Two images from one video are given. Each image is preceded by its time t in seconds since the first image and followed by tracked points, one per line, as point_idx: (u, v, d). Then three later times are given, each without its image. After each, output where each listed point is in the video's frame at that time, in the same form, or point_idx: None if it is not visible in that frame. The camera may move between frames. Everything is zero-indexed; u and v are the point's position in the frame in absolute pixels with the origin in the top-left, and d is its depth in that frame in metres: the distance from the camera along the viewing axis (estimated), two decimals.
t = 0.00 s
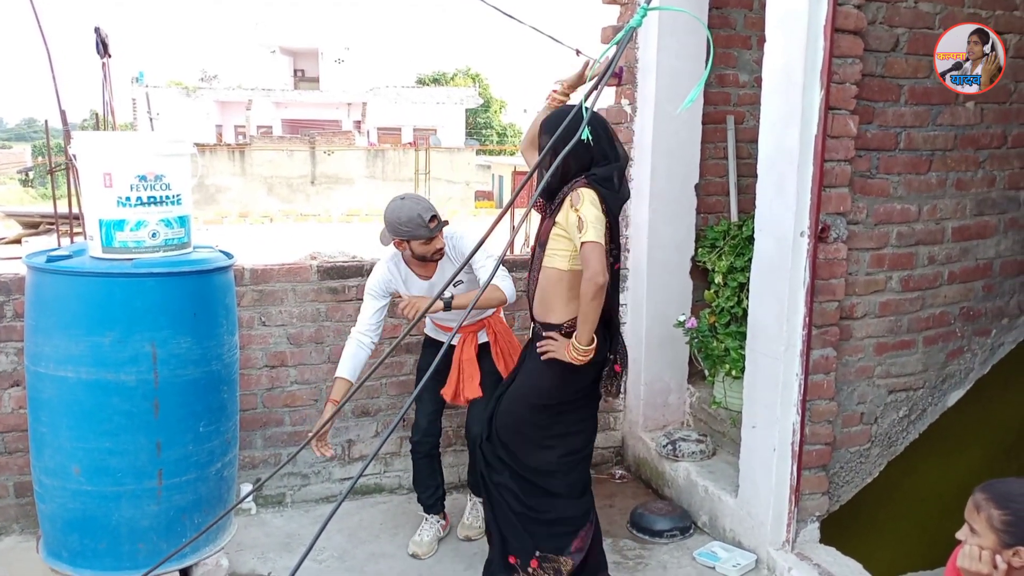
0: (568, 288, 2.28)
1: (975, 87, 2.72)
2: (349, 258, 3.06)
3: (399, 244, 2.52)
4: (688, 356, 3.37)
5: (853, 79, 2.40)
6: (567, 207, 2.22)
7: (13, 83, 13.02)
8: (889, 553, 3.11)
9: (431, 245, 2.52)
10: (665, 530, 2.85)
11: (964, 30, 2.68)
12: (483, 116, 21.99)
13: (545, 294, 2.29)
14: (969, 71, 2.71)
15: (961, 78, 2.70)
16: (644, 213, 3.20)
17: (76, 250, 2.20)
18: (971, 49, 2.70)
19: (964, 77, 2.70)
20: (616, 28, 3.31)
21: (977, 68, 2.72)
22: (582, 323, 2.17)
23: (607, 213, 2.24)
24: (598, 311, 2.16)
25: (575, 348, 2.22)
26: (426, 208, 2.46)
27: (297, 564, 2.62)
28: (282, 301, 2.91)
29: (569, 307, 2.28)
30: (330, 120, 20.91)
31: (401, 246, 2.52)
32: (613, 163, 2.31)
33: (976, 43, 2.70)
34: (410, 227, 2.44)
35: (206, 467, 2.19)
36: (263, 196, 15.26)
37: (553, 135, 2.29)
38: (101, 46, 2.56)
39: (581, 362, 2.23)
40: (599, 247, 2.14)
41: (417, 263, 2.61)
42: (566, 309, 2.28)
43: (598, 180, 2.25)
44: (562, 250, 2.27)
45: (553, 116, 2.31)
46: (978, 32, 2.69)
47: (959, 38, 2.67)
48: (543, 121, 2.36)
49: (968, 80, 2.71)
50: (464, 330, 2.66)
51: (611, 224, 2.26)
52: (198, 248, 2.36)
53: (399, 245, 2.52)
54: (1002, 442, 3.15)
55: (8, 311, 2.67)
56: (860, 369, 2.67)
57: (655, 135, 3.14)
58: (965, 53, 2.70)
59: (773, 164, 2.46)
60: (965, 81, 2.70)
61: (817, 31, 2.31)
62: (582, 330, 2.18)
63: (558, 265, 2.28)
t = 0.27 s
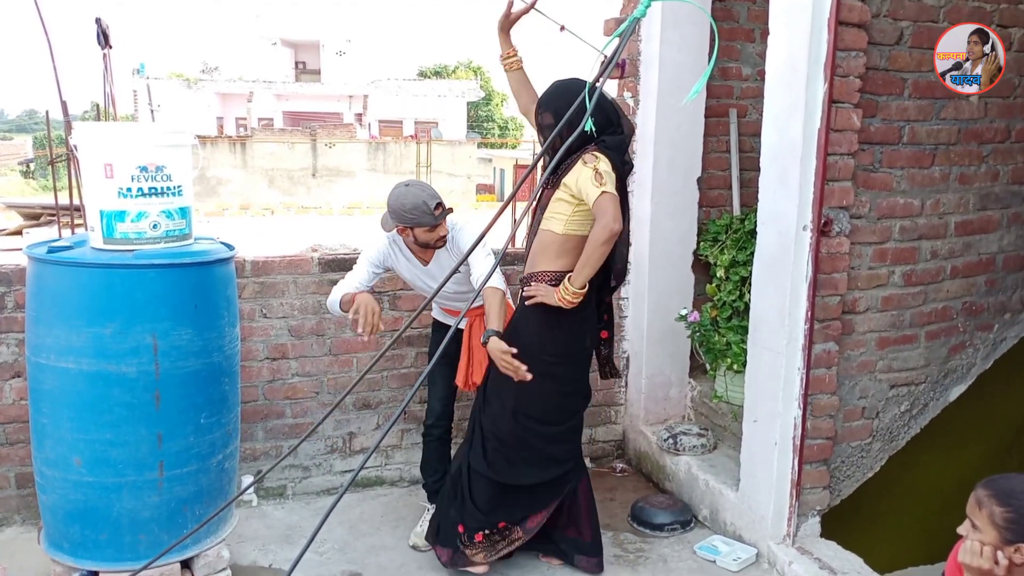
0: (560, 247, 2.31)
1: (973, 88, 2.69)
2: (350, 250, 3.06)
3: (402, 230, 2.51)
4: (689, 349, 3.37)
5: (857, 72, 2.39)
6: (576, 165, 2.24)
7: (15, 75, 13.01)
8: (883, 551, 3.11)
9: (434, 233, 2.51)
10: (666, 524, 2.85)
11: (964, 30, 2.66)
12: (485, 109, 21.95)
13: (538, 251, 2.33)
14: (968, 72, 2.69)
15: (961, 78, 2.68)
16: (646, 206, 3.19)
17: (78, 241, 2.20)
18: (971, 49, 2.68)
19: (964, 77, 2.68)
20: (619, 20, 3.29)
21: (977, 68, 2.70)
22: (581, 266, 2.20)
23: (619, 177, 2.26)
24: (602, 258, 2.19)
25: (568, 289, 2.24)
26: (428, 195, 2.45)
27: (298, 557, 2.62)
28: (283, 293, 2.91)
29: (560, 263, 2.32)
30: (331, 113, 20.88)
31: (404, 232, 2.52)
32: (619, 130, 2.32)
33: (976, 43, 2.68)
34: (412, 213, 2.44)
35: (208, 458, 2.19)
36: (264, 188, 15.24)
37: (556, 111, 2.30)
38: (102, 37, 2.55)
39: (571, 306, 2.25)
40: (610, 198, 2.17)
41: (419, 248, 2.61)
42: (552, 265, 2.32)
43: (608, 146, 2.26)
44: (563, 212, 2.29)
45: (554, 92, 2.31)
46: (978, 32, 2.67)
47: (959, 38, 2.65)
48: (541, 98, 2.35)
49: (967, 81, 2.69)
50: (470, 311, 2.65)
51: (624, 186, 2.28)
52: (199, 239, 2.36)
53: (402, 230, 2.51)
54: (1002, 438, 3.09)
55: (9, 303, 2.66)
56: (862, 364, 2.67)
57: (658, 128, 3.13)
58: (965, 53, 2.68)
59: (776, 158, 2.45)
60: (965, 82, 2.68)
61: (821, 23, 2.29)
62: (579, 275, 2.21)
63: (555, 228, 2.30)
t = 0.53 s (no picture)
0: (543, 285, 2.28)
1: (975, 86, 2.69)
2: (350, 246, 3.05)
3: (401, 220, 2.52)
4: (689, 346, 3.37)
5: (858, 69, 2.38)
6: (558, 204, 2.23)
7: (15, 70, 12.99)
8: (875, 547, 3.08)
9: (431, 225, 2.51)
10: (665, 521, 2.85)
11: (964, 30, 2.66)
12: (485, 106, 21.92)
13: (522, 288, 2.29)
14: (970, 71, 2.69)
15: (961, 78, 2.67)
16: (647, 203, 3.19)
17: (77, 236, 2.19)
18: (971, 49, 2.68)
19: (965, 77, 2.68)
20: (620, 16, 3.28)
21: (977, 69, 2.70)
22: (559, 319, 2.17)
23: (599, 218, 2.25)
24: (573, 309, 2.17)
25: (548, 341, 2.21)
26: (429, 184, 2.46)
27: (297, 552, 2.62)
28: (282, 289, 2.90)
29: (543, 303, 2.29)
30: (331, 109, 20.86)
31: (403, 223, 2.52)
32: (609, 167, 2.32)
33: (976, 43, 2.68)
34: (410, 199, 2.44)
35: (207, 454, 2.19)
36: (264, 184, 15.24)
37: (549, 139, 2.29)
38: (102, 32, 2.54)
39: (555, 360, 2.23)
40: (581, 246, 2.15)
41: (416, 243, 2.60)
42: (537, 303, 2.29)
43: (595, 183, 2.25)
44: (546, 246, 2.27)
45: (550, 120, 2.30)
46: (978, 32, 2.67)
47: (959, 38, 2.65)
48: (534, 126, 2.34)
49: (968, 80, 2.69)
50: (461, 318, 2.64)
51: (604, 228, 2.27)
52: (199, 234, 2.35)
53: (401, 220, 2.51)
54: (1000, 436, 3.08)
55: (8, 297, 2.66)
56: (862, 361, 2.66)
57: (659, 124, 3.12)
58: (965, 54, 2.68)
59: (777, 155, 2.44)
60: (966, 82, 2.68)
61: (823, 20, 2.29)
62: (555, 328, 2.19)
63: (540, 261, 2.28)
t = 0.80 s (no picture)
0: (532, 267, 2.30)
1: (975, 87, 2.71)
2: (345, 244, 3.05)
3: (385, 203, 2.54)
4: (684, 345, 3.37)
5: (854, 69, 2.38)
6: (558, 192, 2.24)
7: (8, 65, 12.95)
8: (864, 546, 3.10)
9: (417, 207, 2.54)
10: (659, 519, 2.85)
11: (965, 29, 2.67)
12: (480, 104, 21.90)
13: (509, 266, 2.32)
14: (969, 71, 2.70)
15: (961, 78, 2.68)
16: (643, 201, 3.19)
17: (71, 232, 2.19)
18: (971, 49, 2.70)
19: (965, 77, 2.70)
20: (616, 14, 3.28)
21: (977, 68, 2.71)
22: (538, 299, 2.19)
23: (600, 207, 2.28)
24: (558, 291, 2.19)
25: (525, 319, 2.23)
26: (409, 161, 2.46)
27: (291, 550, 2.62)
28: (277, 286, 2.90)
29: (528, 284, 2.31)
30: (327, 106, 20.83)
31: (387, 203, 2.53)
32: (608, 159, 2.35)
33: (976, 43, 2.69)
34: (390, 177, 2.46)
35: (200, 451, 2.18)
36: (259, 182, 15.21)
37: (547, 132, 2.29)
38: (97, 27, 2.53)
39: (527, 338, 2.24)
40: (579, 233, 2.17)
41: (403, 225, 2.61)
42: (523, 280, 2.31)
43: (595, 176, 2.27)
44: (541, 234, 2.28)
45: (545, 113, 2.31)
46: (978, 32, 2.69)
47: (959, 38, 2.66)
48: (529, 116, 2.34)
49: (968, 80, 2.70)
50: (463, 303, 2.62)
51: (604, 218, 2.30)
52: (194, 231, 2.34)
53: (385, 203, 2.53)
54: (993, 436, 3.08)
55: (1, 294, 2.65)
56: (856, 361, 2.67)
57: (655, 123, 3.12)
58: (965, 53, 2.70)
59: (772, 154, 2.45)
60: (966, 81, 2.69)
61: (819, 20, 2.29)
62: (536, 308, 2.20)
63: (532, 248, 2.29)
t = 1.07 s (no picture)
0: (533, 282, 2.31)
1: (974, 87, 2.70)
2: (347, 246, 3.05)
3: (384, 207, 2.51)
4: (685, 347, 3.37)
5: (855, 71, 2.39)
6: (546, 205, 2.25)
7: (9, 68, 12.98)
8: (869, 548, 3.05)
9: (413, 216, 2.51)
10: (661, 522, 2.85)
11: (965, 30, 2.67)
12: (481, 107, 21.91)
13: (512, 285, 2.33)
14: (969, 71, 2.70)
15: (961, 78, 2.68)
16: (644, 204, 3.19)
17: (73, 234, 2.19)
18: (971, 49, 2.69)
19: (964, 77, 2.69)
20: (617, 17, 3.28)
21: (977, 68, 2.71)
22: (558, 324, 2.19)
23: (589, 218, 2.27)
24: (574, 312, 2.18)
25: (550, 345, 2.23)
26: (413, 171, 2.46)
27: (293, 552, 2.62)
28: (279, 288, 2.90)
29: (536, 299, 2.31)
30: (328, 109, 20.85)
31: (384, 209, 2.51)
32: (593, 168, 2.35)
33: (976, 43, 2.69)
34: (391, 184, 2.45)
35: (202, 453, 2.19)
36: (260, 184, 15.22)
37: (537, 139, 2.30)
38: (99, 30, 2.54)
39: (555, 365, 2.25)
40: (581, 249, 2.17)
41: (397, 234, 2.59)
42: (532, 303, 2.31)
43: (582, 184, 2.27)
44: (537, 246, 2.29)
45: (538, 118, 2.31)
46: (978, 32, 2.68)
47: (959, 38, 2.66)
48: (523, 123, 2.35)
49: (968, 80, 2.70)
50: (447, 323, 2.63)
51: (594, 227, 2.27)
52: (196, 233, 2.35)
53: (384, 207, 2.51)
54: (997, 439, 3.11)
55: (4, 295, 2.65)
56: (858, 363, 2.67)
57: (656, 125, 3.13)
58: (965, 53, 2.69)
59: (773, 157, 2.45)
60: (965, 82, 2.69)
61: (820, 22, 2.29)
62: (557, 334, 2.20)
63: (529, 260, 2.30)
